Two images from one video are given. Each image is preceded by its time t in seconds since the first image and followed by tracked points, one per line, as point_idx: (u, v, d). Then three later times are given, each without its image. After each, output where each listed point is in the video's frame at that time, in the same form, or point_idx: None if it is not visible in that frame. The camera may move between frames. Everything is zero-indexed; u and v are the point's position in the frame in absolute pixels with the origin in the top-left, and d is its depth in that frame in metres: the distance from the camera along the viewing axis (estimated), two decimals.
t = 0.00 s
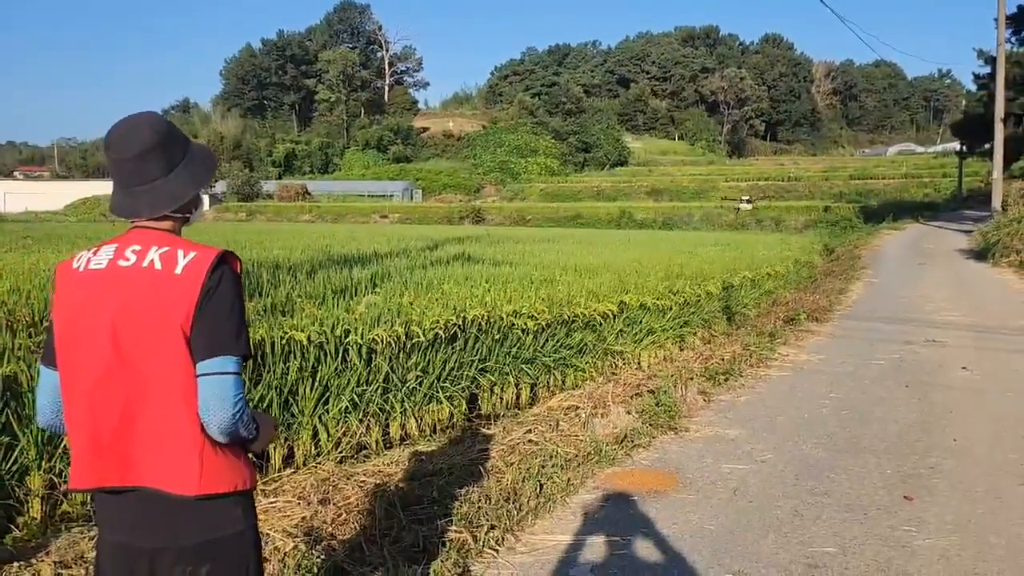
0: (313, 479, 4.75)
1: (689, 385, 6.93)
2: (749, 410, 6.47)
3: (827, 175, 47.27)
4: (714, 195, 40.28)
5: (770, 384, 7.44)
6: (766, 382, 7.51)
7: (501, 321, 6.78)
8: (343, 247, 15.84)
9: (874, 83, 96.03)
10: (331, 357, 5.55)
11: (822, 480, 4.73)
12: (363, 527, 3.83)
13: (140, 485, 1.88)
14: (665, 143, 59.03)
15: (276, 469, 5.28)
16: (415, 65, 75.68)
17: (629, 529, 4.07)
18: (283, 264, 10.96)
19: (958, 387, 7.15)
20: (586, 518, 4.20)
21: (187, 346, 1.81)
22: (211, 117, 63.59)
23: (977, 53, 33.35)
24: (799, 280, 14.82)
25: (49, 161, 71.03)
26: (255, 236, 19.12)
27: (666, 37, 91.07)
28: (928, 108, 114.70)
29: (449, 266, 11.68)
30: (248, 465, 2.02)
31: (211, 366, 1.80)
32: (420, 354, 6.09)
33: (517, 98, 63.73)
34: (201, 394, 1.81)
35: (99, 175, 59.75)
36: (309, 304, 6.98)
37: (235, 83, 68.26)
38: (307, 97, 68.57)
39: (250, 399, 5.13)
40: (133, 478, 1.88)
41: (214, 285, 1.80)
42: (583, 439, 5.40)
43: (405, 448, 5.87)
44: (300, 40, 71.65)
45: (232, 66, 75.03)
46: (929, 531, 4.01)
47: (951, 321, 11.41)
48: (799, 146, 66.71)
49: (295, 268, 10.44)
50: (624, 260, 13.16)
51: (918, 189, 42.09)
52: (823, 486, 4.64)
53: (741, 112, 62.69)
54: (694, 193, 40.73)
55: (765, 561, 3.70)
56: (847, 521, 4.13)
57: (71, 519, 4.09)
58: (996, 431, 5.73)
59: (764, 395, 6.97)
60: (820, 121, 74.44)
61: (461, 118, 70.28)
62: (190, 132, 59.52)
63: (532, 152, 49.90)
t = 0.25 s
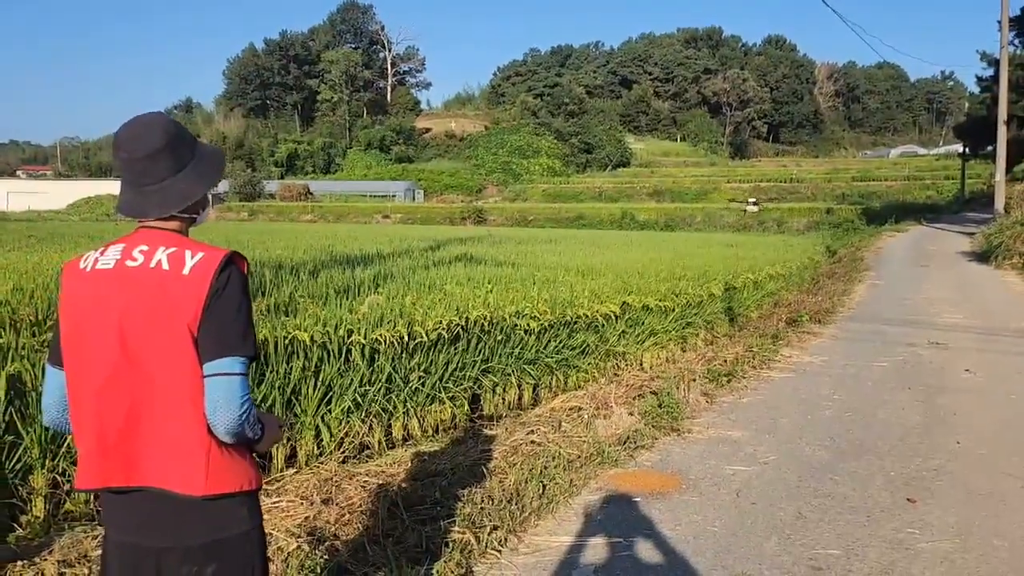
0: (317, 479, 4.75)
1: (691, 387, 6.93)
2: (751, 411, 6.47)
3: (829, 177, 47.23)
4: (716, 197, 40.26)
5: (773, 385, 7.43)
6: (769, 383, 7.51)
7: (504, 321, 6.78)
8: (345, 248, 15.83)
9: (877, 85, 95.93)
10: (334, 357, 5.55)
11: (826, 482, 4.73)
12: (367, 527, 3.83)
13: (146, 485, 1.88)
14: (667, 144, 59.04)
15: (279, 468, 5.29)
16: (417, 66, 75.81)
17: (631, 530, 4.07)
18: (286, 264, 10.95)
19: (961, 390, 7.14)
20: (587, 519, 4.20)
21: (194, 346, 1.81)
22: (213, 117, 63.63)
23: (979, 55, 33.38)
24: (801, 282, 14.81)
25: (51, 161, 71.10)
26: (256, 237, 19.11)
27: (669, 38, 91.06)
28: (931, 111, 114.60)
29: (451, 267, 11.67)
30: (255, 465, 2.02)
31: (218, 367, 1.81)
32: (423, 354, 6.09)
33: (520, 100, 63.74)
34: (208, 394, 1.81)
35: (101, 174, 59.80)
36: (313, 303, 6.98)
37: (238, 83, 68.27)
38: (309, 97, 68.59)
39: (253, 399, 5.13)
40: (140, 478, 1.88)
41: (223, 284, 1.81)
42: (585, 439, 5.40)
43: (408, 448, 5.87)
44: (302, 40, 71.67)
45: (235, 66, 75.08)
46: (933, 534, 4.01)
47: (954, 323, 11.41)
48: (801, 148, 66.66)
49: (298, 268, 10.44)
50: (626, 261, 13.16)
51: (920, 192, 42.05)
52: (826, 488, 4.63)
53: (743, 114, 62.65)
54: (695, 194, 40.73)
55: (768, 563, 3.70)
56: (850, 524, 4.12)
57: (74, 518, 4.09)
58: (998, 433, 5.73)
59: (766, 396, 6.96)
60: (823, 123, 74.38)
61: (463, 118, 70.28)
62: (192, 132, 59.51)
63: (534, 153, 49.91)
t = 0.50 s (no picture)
0: (318, 480, 4.75)
1: (693, 388, 6.93)
2: (753, 413, 6.46)
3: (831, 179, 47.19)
4: (719, 198, 40.21)
5: (774, 387, 7.43)
6: (770, 385, 7.50)
7: (505, 322, 6.77)
8: (347, 248, 15.81)
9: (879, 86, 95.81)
10: (335, 358, 5.54)
11: (827, 484, 4.72)
12: (368, 528, 3.83)
13: (148, 484, 1.88)
14: (669, 146, 58.97)
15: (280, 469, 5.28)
16: (420, 67, 75.76)
17: (633, 532, 4.07)
18: (287, 265, 10.95)
19: (963, 392, 7.13)
20: (588, 520, 4.20)
21: (198, 347, 1.82)
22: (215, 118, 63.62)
23: (982, 57, 33.34)
24: (802, 284, 14.79)
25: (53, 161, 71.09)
26: (258, 237, 19.09)
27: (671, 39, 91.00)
28: (933, 112, 114.48)
29: (452, 268, 11.67)
30: (256, 466, 2.02)
31: (221, 366, 1.81)
32: (425, 355, 6.09)
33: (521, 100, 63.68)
34: (210, 394, 1.82)
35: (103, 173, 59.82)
36: (314, 304, 6.97)
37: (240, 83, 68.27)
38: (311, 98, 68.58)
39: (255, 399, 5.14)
40: (141, 477, 1.88)
41: (225, 284, 1.81)
42: (586, 441, 5.40)
43: (409, 449, 5.87)
44: (304, 40, 71.64)
45: (237, 66, 75.04)
46: (934, 536, 4.00)
47: (957, 326, 11.39)
48: (803, 149, 66.60)
49: (299, 269, 10.43)
50: (627, 262, 13.15)
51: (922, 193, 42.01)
52: (828, 490, 4.62)
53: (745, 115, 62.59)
54: (697, 196, 40.69)
55: (768, 564, 3.70)
56: (851, 526, 4.12)
57: (76, 518, 4.09)
58: (999, 435, 5.72)
59: (768, 398, 6.96)
60: (825, 124, 74.29)
61: (465, 119, 70.23)
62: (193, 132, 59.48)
63: (535, 154, 49.89)
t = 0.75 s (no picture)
0: (319, 481, 4.74)
1: (695, 389, 6.93)
2: (754, 415, 6.46)
3: (833, 181, 47.23)
4: (720, 200, 40.20)
5: (775, 389, 7.42)
6: (771, 387, 7.50)
7: (505, 324, 6.76)
8: (349, 249, 15.83)
9: (881, 88, 95.84)
10: (336, 358, 5.53)
11: (829, 487, 4.71)
12: (369, 528, 3.83)
13: (151, 485, 1.89)
14: (671, 147, 58.98)
15: (281, 471, 5.28)
16: (422, 68, 75.84)
17: (634, 534, 4.07)
18: (289, 266, 10.94)
19: (964, 394, 7.13)
20: (588, 522, 4.20)
21: (199, 346, 1.82)
22: (217, 118, 63.66)
23: (985, 60, 33.37)
24: (803, 286, 14.79)
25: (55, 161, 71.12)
26: (260, 238, 19.12)
27: (673, 41, 91.05)
28: (934, 115, 114.51)
29: (454, 269, 11.64)
30: (256, 468, 2.02)
31: (223, 366, 1.81)
32: (425, 355, 6.08)
33: (523, 101, 63.75)
34: (213, 394, 1.82)
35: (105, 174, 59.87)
36: (314, 304, 6.96)
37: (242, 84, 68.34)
38: (313, 98, 68.67)
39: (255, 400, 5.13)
40: (142, 479, 1.89)
41: (227, 285, 1.81)
42: (588, 443, 5.39)
43: (409, 451, 5.87)
44: (307, 42, 71.73)
45: (239, 66, 75.15)
46: (936, 539, 4.00)
47: (958, 328, 11.38)
48: (805, 151, 66.60)
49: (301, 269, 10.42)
50: (629, 264, 13.12)
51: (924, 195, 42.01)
52: (829, 493, 4.62)
53: (747, 117, 62.73)
54: (699, 198, 40.69)
55: (770, 568, 3.69)
56: (854, 529, 4.11)
57: (76, 519, 4.10)
58: (1001, 438, 5.72)
59: (769, 400, 6.95)
60: (826, 126, 74.29)
61: (467, 120, 70.33)
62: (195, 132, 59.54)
63: (537, 155, 49.96)
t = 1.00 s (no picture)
0: (320, 482, 4.74)
1: (697, 392, 6.93)
2: (755, 418, 6.46)
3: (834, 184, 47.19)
4: (721, 203, 40.18)
5: (776, 391, 7.42)
6: (772, 390, 7.49)
7: (506, 326, 6.76)
8: (350, 251, 15.83)
9: (883, 91, 95.77)
10: (337, 359, 5.54)
11: (831, 489, 4.71)
12: (369, 530, 3.84)
13: (152, 487, 1.89)
14: (673, 150, 58.95)
15: (282, 472, 5.28)
16: (424, 70, 75.87)
17: (635, 535, 4.07)
18: (290, 267, 10.94)
19: (966, 397, 7.12)
20: (589, 524, 4.20)
21: (202, 347, 1.82)
22: (219, 121, 63.69)
23: (986, 63, 33.36)
24: (805, 289, 14.78)
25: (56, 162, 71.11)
26: (261, 240, 19.12)
27: (674, 43, 91.04)
28: (936, 118, 114.34)
29: (455, 271, 11.63)
30: (259, 468, 2.02)
31: (226, 367, 1.81)
32: (427, 357, 6.08)
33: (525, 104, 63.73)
34: (214, 396, 1.82)
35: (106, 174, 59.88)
36: (316, 306, 6.96)
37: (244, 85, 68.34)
38: (315, 100, 68.67)
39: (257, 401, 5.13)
40: (147, 480, 1.89)
41: (230, 286, 1.81)
42: (588, 445, 5.39)
43: (410, 453, 5.86)
44: (308, 44, 71.75)
45: (240, 68, 75.14)
46: (937, 541, 4.00)
47: (959, 330, 11.39)
48: (806, 154, 66.58)
49: (303, 271, 10.41)
50: (630, 266, 13.11)
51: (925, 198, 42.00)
52: (830, 495, 4.62)
53: (748, 120, 62.71)
54: (700, 200, 40.68)
55: (771, 571, 3.68)
56: (855, 531, 4.11)
57: (77, 519, 4.10)
58: (1001, 440, 5.72)
59: (769, 402, 6.96)
60: (828, 129, 74.21)
61: (468, 123, 70.34)
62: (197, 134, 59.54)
63: (538, 158, 49.96)
